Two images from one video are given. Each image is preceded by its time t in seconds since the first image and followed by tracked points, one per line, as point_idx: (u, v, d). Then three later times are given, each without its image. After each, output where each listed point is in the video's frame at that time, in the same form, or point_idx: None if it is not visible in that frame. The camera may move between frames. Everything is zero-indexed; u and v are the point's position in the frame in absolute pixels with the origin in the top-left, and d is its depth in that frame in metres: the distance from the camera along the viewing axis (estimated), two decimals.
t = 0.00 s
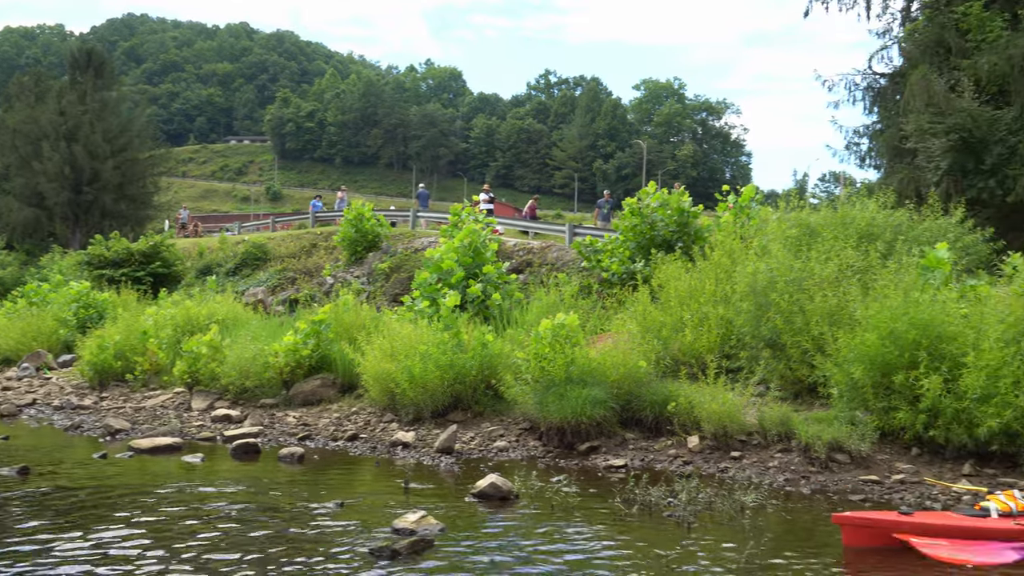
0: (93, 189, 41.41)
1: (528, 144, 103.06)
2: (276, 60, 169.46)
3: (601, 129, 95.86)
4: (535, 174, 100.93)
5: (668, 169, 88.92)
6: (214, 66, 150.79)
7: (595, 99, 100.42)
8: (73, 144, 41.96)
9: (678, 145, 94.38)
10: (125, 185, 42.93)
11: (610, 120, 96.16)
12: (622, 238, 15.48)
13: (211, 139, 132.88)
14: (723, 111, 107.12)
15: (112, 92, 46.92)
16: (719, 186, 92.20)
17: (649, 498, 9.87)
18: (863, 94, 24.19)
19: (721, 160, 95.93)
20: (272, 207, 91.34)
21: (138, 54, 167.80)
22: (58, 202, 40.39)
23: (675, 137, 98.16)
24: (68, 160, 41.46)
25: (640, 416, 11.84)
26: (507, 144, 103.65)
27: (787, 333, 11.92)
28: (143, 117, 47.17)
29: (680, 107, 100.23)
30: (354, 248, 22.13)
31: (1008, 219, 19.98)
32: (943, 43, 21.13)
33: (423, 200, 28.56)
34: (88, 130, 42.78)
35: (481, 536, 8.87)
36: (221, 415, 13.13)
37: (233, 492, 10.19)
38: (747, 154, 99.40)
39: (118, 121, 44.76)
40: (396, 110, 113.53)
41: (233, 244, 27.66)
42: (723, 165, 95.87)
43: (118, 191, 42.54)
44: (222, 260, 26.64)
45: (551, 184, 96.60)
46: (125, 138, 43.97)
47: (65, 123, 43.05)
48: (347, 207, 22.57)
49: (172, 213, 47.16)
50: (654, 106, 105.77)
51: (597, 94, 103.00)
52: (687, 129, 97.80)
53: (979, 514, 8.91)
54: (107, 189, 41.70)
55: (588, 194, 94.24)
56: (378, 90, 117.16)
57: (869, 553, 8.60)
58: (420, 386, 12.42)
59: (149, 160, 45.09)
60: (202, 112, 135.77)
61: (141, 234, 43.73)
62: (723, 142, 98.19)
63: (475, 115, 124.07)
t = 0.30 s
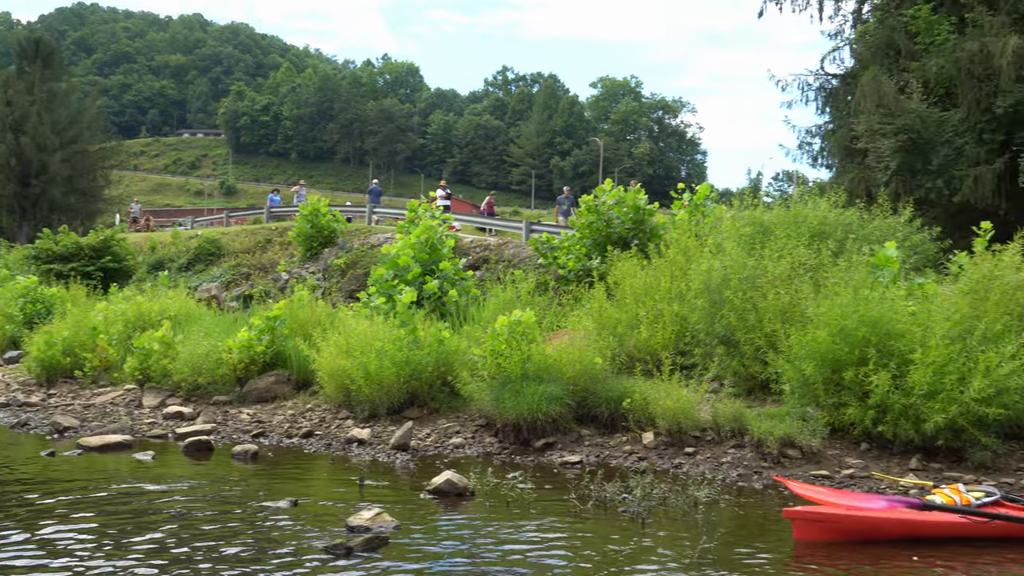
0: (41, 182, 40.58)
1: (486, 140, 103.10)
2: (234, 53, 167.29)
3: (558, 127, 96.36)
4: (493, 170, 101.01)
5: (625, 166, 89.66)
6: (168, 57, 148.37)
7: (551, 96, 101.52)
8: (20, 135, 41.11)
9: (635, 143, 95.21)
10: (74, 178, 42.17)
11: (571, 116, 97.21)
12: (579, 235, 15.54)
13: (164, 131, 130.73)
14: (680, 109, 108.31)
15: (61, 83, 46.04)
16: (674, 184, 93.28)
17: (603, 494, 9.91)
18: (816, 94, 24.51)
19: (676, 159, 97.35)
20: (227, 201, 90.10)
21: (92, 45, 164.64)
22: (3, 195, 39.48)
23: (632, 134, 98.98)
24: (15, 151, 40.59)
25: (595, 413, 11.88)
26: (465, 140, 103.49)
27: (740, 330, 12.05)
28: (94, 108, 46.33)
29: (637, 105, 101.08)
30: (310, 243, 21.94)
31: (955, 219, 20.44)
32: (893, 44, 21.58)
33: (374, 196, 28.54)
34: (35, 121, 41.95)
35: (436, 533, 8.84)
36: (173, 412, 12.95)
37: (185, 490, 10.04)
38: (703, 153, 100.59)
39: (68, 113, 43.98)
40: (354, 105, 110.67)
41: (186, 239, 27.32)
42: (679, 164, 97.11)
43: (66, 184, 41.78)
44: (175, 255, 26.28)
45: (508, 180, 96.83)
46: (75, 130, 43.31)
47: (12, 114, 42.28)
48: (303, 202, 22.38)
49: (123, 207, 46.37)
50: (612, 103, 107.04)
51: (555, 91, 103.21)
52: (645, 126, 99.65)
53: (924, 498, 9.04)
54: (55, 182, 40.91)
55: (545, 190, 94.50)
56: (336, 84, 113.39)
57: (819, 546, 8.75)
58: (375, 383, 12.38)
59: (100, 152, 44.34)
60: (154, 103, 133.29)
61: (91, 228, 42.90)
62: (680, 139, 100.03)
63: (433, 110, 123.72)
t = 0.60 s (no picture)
0: None
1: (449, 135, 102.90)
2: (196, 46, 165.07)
3: (523, 122, 96.14)
4: (457, 166, 100.83)
5: (589, 162, 89.97)
6: (127, 49, 145.97)
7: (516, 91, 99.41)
8: None
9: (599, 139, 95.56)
10: (29, 171, 41.35)
11: (531, 113, 96.09)
12: (543, 231, 15.56)
13: (123, 124, 128.53)
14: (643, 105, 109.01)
15: (15, 74, 45.13)
16: (637, 179, 93.74)
17: (567, 488, 9.94)
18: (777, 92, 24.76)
19: (640, 155, 97.61)
20: (187, 195, 88.81)
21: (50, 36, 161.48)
22: None
23: (596, 130, 99.35)
24: None
25: (558, 408, 11.92)
26: (429, 135, 103.18)
27: (702, 325, 12.15)
28: (49, 100, 45.47)
29: (600, 101, 101.61)
30: (272, 238, 21.74)
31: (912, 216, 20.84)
32: (852, 43, 21.86)
33: (336, 189, 28.53)
34: None
35: (400, 529, 8.80)
36: (132, 409, 12.78)
37: (144, 487, 9.90)
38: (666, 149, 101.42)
39: (23, 104, 43.19)
40: (317, 98, 109.39)
41: (146, 233, 26.95)
42: (642, 159, 97.28)
43: (21, 177, 40.96)
44: (133, 250, 25.89)
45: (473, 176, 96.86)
46: (30, 122, 42.54)
47: None
48: (266, 196, 22.14)
49: (80, 201, 45.56)
50: (575, 99, 107.80)
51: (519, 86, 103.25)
52: (607, 123, 99.64)
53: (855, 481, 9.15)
54: (9, 174, 40.10)
55: (509, 185, 94.53)
56: (298, 78, 112.44)
57: (781, 537, 8.86)
58: (338, 378, 12.31)
59: (56, 145, 43.53)
60: (113, 96, 131.01)
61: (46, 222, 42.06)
62: (643, 134, 100.30)
63: (397, 105, 123.20)
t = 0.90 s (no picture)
0: None
1: (416, 131, 102.52)
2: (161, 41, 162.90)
3: (489, 118, 97.30)
4: (424, 161, 100.42)
5: (556, 158, 90.15)
6: (89, 42, 143.61)
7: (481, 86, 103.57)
8: None
9: (567, 135, 95.75)
10: None
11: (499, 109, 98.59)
12: (510, 227, 15.56)
13: (84, 119, 126.18)
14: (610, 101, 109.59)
15: None
16: (604, 175, 94.08)
17: (534, 484, 9.96)
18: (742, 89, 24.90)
19: (607, 151, 98.00)
20: (150, 191, 87.41)
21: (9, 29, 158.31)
22: None
23: (563, 126, 99.64)
24: None
25: (526, 404, 11.93)
26: (396, 131, 102.78)
27: (668, 321, 12.21)
28: (5, 94, 44.63)
29: (567, 98, 101.94)
30: (237, 234, 21.56)
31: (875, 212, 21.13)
32: (815, 41, 22.09)
33: (293, 186, 28.09)
34: None
35: (367, 526, 8.76)
36: (94, 408, 12.62)
37: (107, 487, 9.77)
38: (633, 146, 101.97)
39: None
40: (282, 93, 106.24)
41: (108, 230, 26.58)
42: (609, 156, 98.00)
43: None
44: (95, 246, 25.53)
45: (439, 172, 96.61)
46: None
47: None
48: (230, 192, 21.93)
49: (38, 196, 44.79)
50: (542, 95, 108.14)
51: (486, 82, 103.17)
52: (574, 120, 98.91)
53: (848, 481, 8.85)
54: None
55: (476, 181, 94.40)
56: (263, 73, 109.69)
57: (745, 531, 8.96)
58: (304, 375, 12.24)
59: (13, 140, 42.80)
60: (75, 90, 128.82)
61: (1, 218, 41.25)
62: (610, 132, 100.72)
63: (363, 101, 122.52)
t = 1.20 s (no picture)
0: None
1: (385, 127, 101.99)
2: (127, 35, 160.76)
3: (458, 116, 98.40)
4: (393, 158, 99.92)
5: (525, 156, 90.20)
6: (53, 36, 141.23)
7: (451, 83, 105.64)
8: None
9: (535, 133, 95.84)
10: None
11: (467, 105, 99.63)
12: (478, 224, 15.53)
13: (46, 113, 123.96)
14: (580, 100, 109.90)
15: None
16: (573, 173, 94.31)
17: (503, 482, 9.95)
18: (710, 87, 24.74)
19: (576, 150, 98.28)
20: (115, 186, 85.87)
21: None
22: None
23: (531, 124, 99.88)
24: None
25: (495, 402, 11.92)
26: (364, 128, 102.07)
27: (636, 318, 12.26)
28: None
29: (537, 95, 102.09)
30: (203, 231, 21.35)
31: (840, 210, 21.36)
32: (782, 41, 21.92)
33: (258, 182, 28.05)
34: None
35: (334, 525, 8.71)
36: (57, 407, 12.45)
37: (70, 487, 9.62)
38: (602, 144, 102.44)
39: None
40: (248, 87, 104.86)
41: (71, 226, 26.19)
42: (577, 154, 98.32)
43: None
44: (58, 243, 25.15)
45: (409, 169, 96.11)
46: None
47: None
48: (196, 188, 21.69)
49: None
50: (512, 92, 108.23)
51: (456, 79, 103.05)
52: (544, 118, 99.47)
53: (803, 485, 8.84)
54: None
55: (445, 178, 94.14)
56: (230, 68, 107.49)
57: (712, 528, 9.02)
58: (272, 373, 12.15)
59: None
60: (39, 84, 126.65)
61: None
62: (578, 130, 101.55)
63: (331, 97, 121.71)
